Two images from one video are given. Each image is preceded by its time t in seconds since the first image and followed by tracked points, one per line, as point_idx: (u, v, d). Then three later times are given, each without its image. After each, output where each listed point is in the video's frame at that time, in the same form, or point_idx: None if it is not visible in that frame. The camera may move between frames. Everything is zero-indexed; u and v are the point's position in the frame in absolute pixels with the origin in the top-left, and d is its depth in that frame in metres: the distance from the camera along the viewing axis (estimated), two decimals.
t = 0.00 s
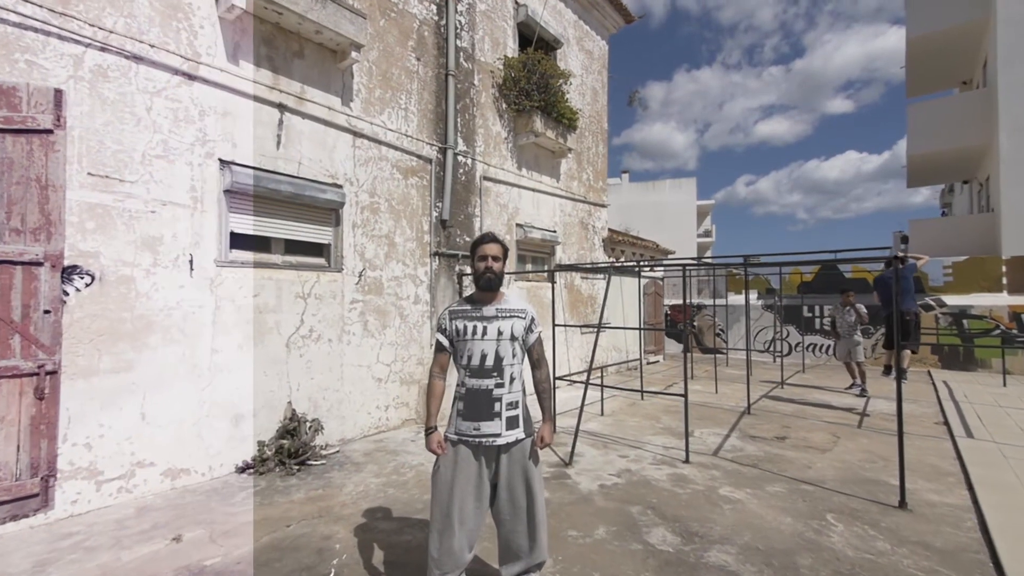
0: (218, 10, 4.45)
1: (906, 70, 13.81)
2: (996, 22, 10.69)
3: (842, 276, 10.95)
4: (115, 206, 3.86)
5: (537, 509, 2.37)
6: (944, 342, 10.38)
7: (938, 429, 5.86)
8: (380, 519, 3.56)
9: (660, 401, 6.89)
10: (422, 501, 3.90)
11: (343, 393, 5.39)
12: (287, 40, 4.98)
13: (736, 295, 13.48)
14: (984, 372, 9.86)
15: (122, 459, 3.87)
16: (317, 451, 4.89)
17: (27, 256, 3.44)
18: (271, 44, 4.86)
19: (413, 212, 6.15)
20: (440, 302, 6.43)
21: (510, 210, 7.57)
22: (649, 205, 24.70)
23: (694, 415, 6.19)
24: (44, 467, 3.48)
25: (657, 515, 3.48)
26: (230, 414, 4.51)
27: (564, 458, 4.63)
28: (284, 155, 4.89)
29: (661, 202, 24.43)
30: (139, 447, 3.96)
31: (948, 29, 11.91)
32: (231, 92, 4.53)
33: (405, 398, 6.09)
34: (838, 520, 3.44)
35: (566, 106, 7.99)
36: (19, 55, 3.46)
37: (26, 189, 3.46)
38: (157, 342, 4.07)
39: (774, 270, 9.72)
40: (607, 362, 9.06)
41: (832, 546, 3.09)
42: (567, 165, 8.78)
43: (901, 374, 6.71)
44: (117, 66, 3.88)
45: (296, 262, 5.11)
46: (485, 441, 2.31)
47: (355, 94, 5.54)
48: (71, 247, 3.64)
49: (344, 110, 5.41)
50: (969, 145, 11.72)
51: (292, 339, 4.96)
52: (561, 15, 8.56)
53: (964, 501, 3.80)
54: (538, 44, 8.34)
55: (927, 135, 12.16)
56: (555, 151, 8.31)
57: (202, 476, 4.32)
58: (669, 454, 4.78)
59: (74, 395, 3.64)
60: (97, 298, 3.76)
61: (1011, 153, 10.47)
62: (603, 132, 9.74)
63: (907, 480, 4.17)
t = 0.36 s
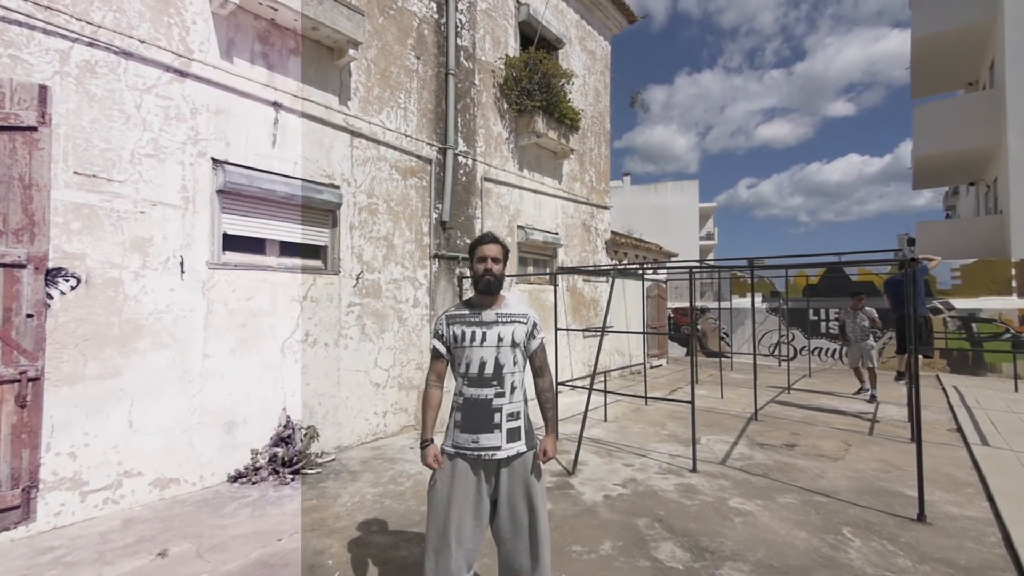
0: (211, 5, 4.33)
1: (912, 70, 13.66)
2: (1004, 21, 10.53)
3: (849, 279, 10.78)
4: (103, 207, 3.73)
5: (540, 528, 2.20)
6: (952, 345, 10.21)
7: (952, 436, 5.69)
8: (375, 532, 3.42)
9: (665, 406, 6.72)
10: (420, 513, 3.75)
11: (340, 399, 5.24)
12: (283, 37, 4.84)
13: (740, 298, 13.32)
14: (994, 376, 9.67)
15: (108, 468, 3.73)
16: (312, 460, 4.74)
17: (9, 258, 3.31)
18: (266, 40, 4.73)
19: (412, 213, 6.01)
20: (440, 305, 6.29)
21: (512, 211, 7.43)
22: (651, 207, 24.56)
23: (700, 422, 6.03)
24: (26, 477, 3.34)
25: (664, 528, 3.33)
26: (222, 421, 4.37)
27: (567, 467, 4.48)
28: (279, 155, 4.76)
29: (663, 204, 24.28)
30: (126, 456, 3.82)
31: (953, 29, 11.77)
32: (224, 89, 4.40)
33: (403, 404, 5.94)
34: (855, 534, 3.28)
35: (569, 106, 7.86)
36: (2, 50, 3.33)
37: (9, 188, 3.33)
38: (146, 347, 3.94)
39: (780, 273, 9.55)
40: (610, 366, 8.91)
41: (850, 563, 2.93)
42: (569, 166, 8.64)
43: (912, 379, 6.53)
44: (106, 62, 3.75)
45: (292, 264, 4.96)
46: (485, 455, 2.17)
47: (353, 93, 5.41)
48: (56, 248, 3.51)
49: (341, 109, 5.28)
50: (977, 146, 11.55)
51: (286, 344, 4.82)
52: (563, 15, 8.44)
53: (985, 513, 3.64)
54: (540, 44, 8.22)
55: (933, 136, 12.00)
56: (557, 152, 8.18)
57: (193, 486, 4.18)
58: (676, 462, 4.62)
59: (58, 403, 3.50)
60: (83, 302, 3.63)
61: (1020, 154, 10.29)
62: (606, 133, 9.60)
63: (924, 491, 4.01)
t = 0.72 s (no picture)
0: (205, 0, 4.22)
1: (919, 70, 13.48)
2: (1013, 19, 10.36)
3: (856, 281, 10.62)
4: (92, 207, 3.62)
5: (544, 545, 2.06)
6: (963, 348, 10.03)
7: (967, 442, 5.53)
8: (372, 544, 3.29)
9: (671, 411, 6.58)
10: (419, 523, 3.62)
11: (338, 403, 5.12)
12: (280, 34, 4.73)
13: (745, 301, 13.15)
14: (1006, 380, 9.50)
15: (98, 477, 3.62)
16: (308, 467, 4.62)
17: None
18: (263, 37, 4.61)
19: (412, 214, 5.89)
20: (441, 308, 6.17)
21: (514, 212, 7.30)
22: (654, 209, 24.40)
23: (707, 427, 5.88)
24: (10, 487, 3.23)
25: (673, 541, 3.19)
26: (216, 427, 4.24)
27: (571, 474, 4.34)
28: (276, 154, 4.65)
29: (667, 206, 24.12)
30: (116, 464, 3.71)
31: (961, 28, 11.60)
32: (218, 87, 4.29)
33: (403, 408, 5.82)
34: (873, 547, 3.14)
35: (572, 105, 7.72)
36: None
37: None
38: (137, 351, 3.82)
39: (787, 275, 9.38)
40: (614, 369, 8.76)
41: None
42: (572, 167, 8.51)
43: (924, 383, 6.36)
44: (96, 58, 3.64)
45: (290, 266, 4.83)
46: (485, 468, 2.04)
47: (352, 91, 5.29)
48: (43, 250, 3.40)
49: (340, 107, 5.17)
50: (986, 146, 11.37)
51: (283, 347, 4.70)
52: (565, 14, 8.32)
53: (1008, 525, 3.48)
54: (542, 43, 8.10)
55: (940, 136, 11.83)
56: (560, 152, 8.05)
57: (185, 495, 4.06)
58: (683, 470, 4.48)
59: (44, 409, 3.39)
60: (72, 305, 3.52)
61: None
62: (609, 133, 9.47)
63: (942, 501, 3.86)
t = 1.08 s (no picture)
0: None
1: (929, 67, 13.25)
2: None
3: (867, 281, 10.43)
4: (82, 205, 3.50)
5: (550, 565, 1.91)
6: (977, 350, 9.82)
7: (988, 448, 5.33)
8: (369, 557, 3.14)
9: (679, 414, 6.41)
10: (419, 534, 3.47)
11: (337, 408, 4.98)
12: (277, 28, 4.60)
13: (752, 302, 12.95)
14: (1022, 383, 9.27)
15: (87, 485, 3.50)
16: (306, 473, 4.48)
17: None
18: (259, 31, 4.48)
19: (413, 213, 5.75)
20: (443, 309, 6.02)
21: (518, 212, 7.15)
22: (659, 209, 24.20)
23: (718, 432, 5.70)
24: None
25: (685, 554, 3.03)
26: (211, 432, 4.12)
27: (577, 482, 4.18)
28: (274, 151, 4.51)
29: (672, 206, 23.93)
30: (106, 471, 3.59)
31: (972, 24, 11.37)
32: (213, 82, 4.16)
33: (405, 412, 5.68)
34: (897, 562, 2.96)
35: (577, 103, 7.56)
36: None
37: None
38: (128, 355, 3.70)
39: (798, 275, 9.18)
40: (620, 372, 8.60)
41: None
42: (577, 166, 8.36)
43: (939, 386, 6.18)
44: (85, 52, 3.53)
45: (288, 267, 4.69)
46: (486, 482, 1.89)
47: (352, 88, 5.15)
48: (29, 250, 3.28)
49: (339, 104, 5.03)
50: (998, 144, 11.14)
51: (280, 350, 4.56)
52: (570, 10, 8.18)
53: None
54: (546, 40, 7.95)
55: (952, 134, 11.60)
56: (564, 150, 7.90)
57: (178, 502, 3.93)
58: (694, 477, 4.31)
59: (31, 414, 3.27)
60: (60, 306, 3.41)
61: None
62: (614, 131, 9.32)
63: (967, 511, 3.68)
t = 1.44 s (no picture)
0: None
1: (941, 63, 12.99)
2: None
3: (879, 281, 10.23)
4: (74, 204, 3.41)
5: None
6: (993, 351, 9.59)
7: (1010, 453, 5.15)
8: (367, 568, 3.02)
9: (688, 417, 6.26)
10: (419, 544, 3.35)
11: (338, 411, 4.87)
12: (276, 24, 4.49)
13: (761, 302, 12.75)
14: None
15: (79, 492, 3.40)
16: (305, 479, 4.37)
17: None
18: (257, 27, 4.38)
19: (416, 213, 5.62)
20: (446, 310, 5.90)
21: (522, 211, 7.01)
22: (665, 209, 24.00)
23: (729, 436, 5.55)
24: None
25: (698, 567, 2.89)
26: (208, 437, 4.01)
27: (584, 488, 4.04)
28: (272, 149, 4.40)
29: (678, 207, 23.72)
30: (99, 478, 3.49)
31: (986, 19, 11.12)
32: (209, 78, 4.06)
33: (407, 416, 5.56)
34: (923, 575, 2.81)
35: (582, 100, 7.40)
36: None
37: None
38: (122, 358, 3.60)
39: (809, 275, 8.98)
40: (627, 374, 8.44)
41: None
42: (582, 164, 8.21)
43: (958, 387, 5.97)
44: (77, 47, 3.44)
45: (287, 267, 4.57)
46: (487, 495, 1.77)
47: (352, 85, 5.02)
48: (19, 250, 3.19)
49: (340, 101, 4.90)
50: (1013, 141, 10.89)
51: (280, 353, 4.45)
52: (575, 7, 8.04)
53: None
54: (551, 37, 7.82)
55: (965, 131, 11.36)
56: (570, 148, 7.75)
57: (174, 509, 3.83)
58: (705, 483, 4.16)
59: (21, 419, 3.18)
60: (51, 308, 3.31)
61: None
62: (620, 130, 9.17)
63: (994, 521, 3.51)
